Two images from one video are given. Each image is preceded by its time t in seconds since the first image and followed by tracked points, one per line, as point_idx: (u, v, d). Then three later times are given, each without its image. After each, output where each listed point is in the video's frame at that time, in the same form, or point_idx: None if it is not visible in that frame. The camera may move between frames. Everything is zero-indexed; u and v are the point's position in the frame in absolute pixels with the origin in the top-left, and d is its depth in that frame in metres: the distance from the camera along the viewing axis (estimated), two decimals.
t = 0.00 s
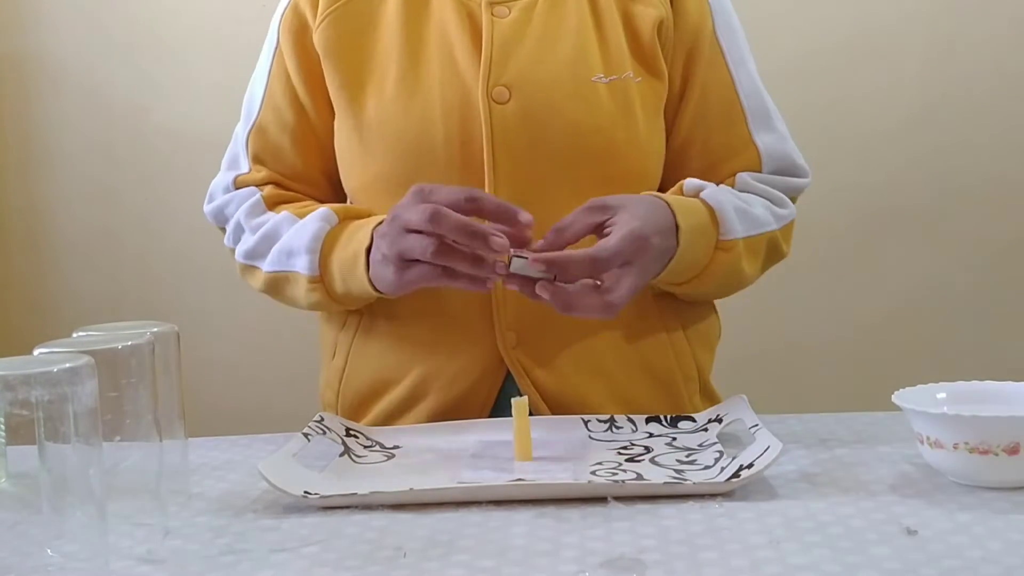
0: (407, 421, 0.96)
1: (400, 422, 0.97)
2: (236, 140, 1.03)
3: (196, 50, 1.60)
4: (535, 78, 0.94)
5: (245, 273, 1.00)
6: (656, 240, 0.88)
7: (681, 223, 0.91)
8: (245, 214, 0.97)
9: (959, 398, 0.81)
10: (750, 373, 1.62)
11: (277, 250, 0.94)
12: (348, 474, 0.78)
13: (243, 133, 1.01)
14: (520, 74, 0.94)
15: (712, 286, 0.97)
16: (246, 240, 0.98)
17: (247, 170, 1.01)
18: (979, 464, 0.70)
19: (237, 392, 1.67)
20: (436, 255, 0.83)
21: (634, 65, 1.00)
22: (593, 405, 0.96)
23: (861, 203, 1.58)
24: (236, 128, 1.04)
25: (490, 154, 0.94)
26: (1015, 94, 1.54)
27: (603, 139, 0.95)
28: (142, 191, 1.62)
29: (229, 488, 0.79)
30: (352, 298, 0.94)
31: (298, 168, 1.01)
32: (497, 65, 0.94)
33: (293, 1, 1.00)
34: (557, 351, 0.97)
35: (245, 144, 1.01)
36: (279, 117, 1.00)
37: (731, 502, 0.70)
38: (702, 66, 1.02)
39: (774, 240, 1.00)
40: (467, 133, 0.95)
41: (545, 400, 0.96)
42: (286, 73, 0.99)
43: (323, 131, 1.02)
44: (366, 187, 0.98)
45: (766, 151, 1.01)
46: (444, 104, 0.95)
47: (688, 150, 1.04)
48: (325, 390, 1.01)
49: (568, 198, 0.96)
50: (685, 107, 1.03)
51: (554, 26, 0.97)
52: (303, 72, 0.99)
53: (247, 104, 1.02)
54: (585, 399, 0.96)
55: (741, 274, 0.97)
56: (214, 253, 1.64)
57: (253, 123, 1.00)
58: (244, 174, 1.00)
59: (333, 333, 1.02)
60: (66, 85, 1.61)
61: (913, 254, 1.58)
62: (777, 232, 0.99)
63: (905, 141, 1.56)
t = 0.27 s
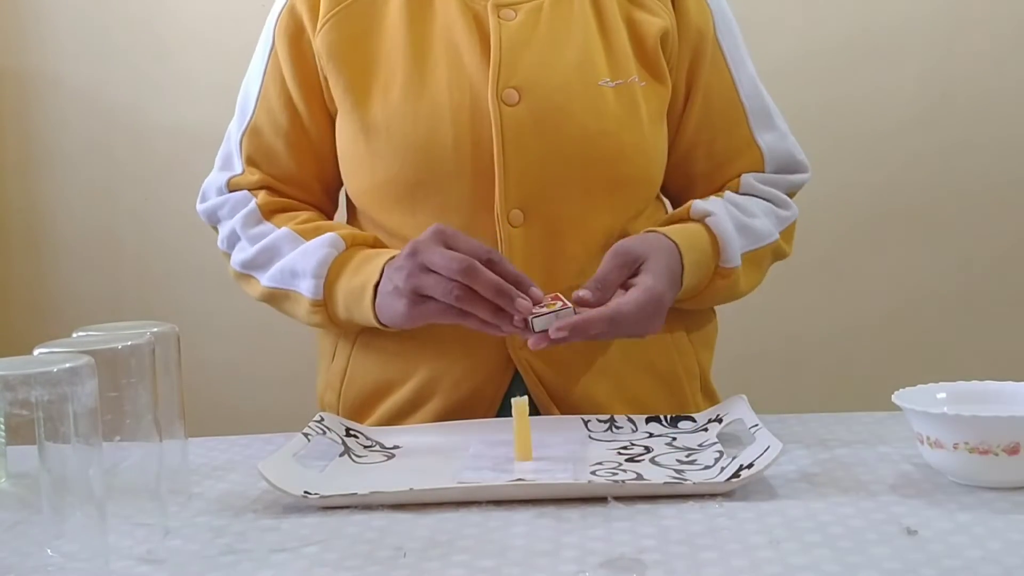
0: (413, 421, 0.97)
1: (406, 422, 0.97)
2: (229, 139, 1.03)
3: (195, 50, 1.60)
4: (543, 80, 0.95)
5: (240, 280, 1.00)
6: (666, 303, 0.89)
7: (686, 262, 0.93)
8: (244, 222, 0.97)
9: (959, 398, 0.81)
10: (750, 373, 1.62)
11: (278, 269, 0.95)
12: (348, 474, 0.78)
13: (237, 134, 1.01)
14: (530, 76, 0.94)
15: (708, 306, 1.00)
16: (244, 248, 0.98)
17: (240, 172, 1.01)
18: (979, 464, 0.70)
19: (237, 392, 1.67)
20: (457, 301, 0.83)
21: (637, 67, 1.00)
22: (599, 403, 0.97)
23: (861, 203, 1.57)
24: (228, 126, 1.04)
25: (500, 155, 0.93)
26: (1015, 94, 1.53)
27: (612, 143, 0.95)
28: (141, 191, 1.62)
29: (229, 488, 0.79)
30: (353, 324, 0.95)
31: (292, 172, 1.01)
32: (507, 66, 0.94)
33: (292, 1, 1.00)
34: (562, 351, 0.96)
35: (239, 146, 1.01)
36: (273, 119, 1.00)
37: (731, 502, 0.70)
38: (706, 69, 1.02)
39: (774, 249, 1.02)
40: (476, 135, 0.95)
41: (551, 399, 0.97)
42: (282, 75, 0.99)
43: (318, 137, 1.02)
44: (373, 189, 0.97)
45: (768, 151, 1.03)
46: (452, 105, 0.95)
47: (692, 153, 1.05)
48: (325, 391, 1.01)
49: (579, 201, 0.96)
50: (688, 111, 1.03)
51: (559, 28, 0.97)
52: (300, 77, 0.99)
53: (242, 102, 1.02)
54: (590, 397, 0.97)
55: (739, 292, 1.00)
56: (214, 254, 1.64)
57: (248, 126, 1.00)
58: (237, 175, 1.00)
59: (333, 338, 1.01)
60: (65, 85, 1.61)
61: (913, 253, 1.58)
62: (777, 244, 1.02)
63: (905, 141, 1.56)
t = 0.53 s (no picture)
0: (412, 421, 0.97)
1: (404, 422, 0.97)
2: (233, 139, 1.03)
3: (196, 50, 1.60)
4: (540, 81, 0.95)
5: (246, 286, 1.00)
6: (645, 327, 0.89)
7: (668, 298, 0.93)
8: (252, 229, 0.97)
9: (959, 398, 0.81)
10: (750, 373, 1.62)
11: (289, 282, 0.95)
12: (349, 474, 0.78)
13: (242, 133, 1.01)
14: (527, 77, 0.94)
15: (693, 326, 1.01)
16: (252, 255, 0.98)
17: (246, 173, 1.00)
18: (979, 464, 0.70)
19: (237, 392, 1.67)
20: (460, 296, 0.84)
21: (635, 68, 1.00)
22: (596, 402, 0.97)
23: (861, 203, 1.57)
24: (231, 125, 1.04)
25: (497, 156, 0.93)
26: (1015, 94, 1.53)
27: (610, 144, 0.95)
28: (141, 191, 1.62)
29: (229, 488, 0.79)
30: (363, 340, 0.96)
31: (299, 172, 1.01)
32: (505, 67, 0.94)
33: (293, 2, 1.00)
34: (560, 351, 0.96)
35: (244, 146, 1.01)
36: (278, 116, 1.00)
37: (731, 502, 0.70)
38: (702, 71, 1.02)
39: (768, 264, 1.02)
40: (474, 136, 0.95)
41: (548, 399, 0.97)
42: (286, 73, 0.99)
43: (324, 134, 1.02)
44: (372, 189, 0.97)
45: (766, 153, 1.02)
46: (450, 106, 0.95)
47: (690, 154, 1.05)
48: (324, 391, 1.01)
49: (576, 202, 0.96)
50: (686, 113, 1.03)
51: (558, 30, 0.98)
52: (303, 77, 0.99)
53: (245, 101, 1.02)
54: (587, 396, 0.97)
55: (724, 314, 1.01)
56: (214, 254, 1.64)
57: (253, 124, 1.00)
58: (243, 177, 1.00)
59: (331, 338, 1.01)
60: (66, 86, 1.61)
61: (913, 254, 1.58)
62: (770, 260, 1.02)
63: (904, 141, 1.56)
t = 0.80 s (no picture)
0: (410, 421, 0.96)
1: (403, 422, 0.97)
2: (235, 139, 1.03)
3: (196, 50, 1.60)
4: (540, 81, 0.95)
5: (246, 287, 1.00)
6: (630, 325, 0.89)
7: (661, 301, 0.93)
8: (254, 230, 0.97)
9: (959, 398, 0.81)
10: (750, 374, 1.63)
11: (291, 287, 0.95)
12: (349, 474, 0.78)
13: (244, 133, 1.01)
14: (526, 77, 0.94)
15: (690, 330, 1.01)
16: (253, 257, 0.98)
17: (248, 173, 1.00)
18: (979, 464, 0.70)
19: (237, 392, 1.67)
20: (456, 291, 0.86)
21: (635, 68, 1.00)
22: (594, 402, 0.97)
23: (861, 203, 1.57)
24: (233, 125, 1.04)
25: (495, 156, 0.94)
26: (1015, 94, 1.53)
27: (609, 144, 0.95)
28: (141, 191, 1.62)
29: (229, 488, 0.79)
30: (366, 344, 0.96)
31: (301, 170, 1.01)
32: (504, 68, 0.94)
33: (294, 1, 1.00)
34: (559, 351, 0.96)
35: (246, 145, 1.01)
36: (280, 117, 1.00)
37: (731, 502, 0.70)
38: (701, 70, 1.02)
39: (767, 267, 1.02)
40: (473, 136, 0.95)
41: (546, 399, 0.97)
42: (288, 72, 0.99)
43: (326, 134, 1.02)
44: (371, 190, 0.97)
45: (765, 153, 1.02)
46: (449, 107, 0.95)
47: (690, 154, 1.05)
48: (324, 392, 1.01)
49: (575, 203, 0.96)
50: (685, 113, 1.03)
51: (558, 30, 0.98)
52: (303, 77, 0.99)
53: (247, 100, 1.02)
54: (586, 395, 0.97)
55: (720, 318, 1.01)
56: (214, 255, 1.64)
57: (255, 124, 1.00)
58: (245, 176, 1.00)
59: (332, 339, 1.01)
60: (66, 87, 1.61)
61: (913, 254, 1.58)
62: (769, 262, 1.01)
63: (904, 142, 1.56)
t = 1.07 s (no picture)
0: (410, 421, 0.97)
1: (402, 422, 0.97)
2: (234, 140, 1.03)
3: (196, 51, 1.60)
4: (541, 80, 0.95)
5: (240, 281, 0.99)
6: (652, 313, 0.89)
7: (680, 281, 0.92)
8: (246, 222, 0.97)
9: (959, 398, 0.81)
10: (750, 373, 1.62)
11: (275, 273, 0.95)
12: (349, 474, 0.78)
13: (242, 134, 1.01)
14: (528, 76, 0.94)
15: (697, 326, 1.00)
16: (243, 248, 0.97)
17: (245, 171, 1.01)
18: (979, 464, 0.70)
19: (236, 393, 1.67)
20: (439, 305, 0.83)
21: (636, 68, 1.00)
22: (594, 401, 0.97)
23: (861, 203, 1.57)
24: (232, 127, 1.04)
25: (497, 155, 0.93)
26: (1014, 93, 1.53)
27: (610, 143, 0.95)
28: (140, 192, 1.62)
29: (229, 488, 0.79)
30: (347, 325, 0.95)
31: (297, 169, 1.01)
32: (506, 67, 0.94)
33: None
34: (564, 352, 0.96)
35: (244, 145, 1.01)
36: (279, 118, 0.99)
37: (731, 502, 0.70)
38: (702, 72, 1.02)
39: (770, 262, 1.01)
40: (475, 135, 0.95)
41: (547, 398, 0.97)
42: (287, 71, 0.99)
43: (325, 134, 1.02)
44: (372, 190, 0.97)
45: (764, 155, 1.02)
46: (450, 106, 0.95)
47: (690, 154, 1.04)
48: (323, 390, 1.01)
49: (576, 202, 0.96)
50: (686, 115, 1.03)
51: (559, 31, 0.98)
52: (304, 75, 0.99)
53: (246, 101, 1.02)
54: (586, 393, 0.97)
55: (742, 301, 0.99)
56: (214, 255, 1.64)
57: (253, 126, 1.00)
58: (242, 175, 1.00)
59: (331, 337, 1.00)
60: (66, 87, 1.61)
61: (913, 254, 1.58)
62: (774, 254, 1.01)
63: (905, 142, 1.56)
